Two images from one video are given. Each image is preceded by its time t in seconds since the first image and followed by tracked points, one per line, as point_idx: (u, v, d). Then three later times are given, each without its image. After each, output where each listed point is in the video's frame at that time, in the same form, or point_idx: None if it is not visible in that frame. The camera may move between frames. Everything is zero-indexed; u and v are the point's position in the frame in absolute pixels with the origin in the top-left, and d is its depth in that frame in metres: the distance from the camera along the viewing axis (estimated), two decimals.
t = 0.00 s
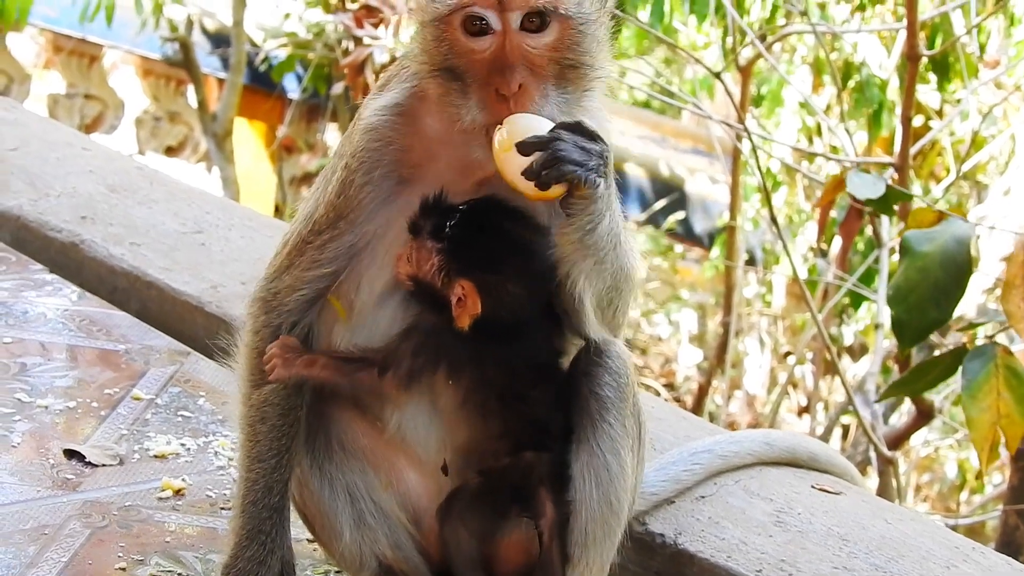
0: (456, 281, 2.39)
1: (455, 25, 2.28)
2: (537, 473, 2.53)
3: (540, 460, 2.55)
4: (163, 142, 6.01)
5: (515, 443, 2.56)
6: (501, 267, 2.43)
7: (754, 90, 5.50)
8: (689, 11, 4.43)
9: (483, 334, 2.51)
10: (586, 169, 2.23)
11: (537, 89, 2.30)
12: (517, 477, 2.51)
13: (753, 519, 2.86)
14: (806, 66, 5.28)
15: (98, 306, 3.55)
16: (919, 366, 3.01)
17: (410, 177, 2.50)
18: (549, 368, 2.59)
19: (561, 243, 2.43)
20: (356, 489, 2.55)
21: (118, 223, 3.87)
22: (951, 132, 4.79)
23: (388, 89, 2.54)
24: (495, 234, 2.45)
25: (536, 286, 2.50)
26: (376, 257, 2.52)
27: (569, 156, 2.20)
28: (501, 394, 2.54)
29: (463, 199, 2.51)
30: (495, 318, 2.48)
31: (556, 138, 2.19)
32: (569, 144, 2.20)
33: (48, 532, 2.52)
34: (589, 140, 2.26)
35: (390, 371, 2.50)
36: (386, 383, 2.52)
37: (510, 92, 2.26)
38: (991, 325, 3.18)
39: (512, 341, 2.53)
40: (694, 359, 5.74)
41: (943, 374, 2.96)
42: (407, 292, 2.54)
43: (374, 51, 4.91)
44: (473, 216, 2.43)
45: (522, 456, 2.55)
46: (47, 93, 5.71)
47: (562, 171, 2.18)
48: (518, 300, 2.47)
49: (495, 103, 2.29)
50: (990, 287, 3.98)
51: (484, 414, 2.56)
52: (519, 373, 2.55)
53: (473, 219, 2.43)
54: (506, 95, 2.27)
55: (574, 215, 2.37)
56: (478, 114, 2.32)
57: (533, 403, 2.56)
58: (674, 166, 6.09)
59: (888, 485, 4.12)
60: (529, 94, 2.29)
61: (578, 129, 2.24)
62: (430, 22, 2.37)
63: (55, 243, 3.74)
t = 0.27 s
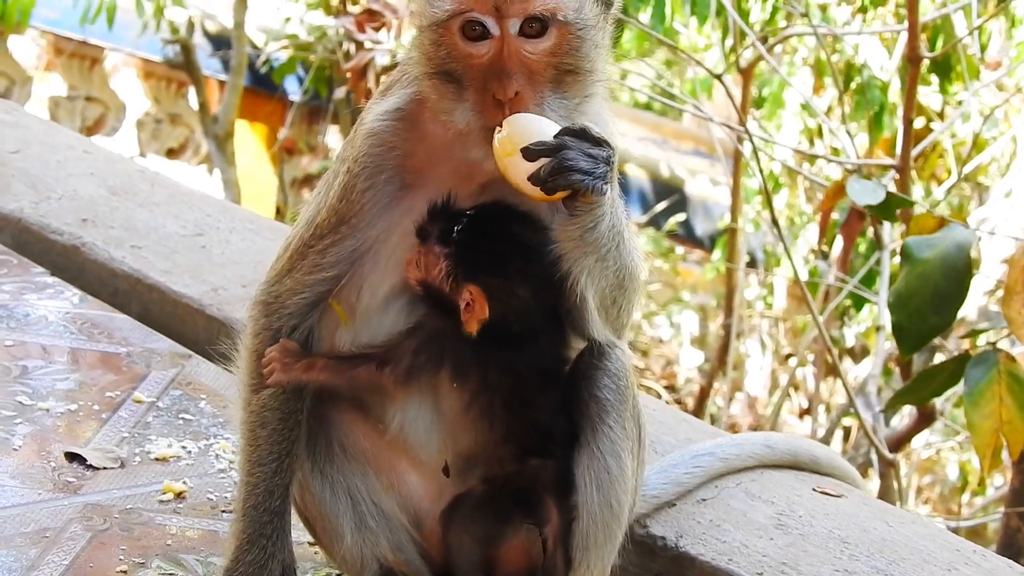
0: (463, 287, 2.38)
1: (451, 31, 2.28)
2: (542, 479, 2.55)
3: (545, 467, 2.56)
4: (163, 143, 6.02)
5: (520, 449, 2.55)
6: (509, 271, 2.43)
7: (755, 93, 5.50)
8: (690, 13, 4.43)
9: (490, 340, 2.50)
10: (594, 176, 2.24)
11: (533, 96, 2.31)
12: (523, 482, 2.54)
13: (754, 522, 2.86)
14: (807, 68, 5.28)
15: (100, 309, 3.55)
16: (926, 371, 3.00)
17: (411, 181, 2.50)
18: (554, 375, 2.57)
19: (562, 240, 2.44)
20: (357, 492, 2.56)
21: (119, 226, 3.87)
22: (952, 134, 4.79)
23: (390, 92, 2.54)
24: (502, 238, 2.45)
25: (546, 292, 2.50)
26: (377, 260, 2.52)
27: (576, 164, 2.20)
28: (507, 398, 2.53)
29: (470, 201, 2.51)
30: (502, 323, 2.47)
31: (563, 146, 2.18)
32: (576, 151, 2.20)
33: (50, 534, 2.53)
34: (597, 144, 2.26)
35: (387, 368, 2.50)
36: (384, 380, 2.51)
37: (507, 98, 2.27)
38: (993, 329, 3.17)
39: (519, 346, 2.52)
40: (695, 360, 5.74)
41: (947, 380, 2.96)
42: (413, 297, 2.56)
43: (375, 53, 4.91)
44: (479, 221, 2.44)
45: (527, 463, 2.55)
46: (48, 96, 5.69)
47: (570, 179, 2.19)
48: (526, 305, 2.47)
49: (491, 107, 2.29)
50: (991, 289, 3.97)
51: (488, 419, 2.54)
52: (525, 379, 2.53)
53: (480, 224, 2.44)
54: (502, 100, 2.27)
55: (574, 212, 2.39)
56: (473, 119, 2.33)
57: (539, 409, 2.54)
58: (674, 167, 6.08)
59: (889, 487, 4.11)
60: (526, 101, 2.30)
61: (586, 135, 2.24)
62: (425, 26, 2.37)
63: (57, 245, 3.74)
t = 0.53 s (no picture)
0: (464, 294, 2.39)
1: (451, 31, 2.28)
2: (544, 486, 2.54)
3: (547, 474, 2.56)
4: (166, 145, 5.97)
5: (521, 455, 2.56)
6: (511, 283, 2.44)
7: (757, 95, 5.50)
8: (692, 15, 4.43)
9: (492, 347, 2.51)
10: (588, 171, 2.25)
11: (534, 92, 2.30)
12: (524, 491, 2.54)
13: (755, 526, 2.86)
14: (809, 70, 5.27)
15: (101, 312, 3.55)
16: (929, 372, 2.99)
17: (414, 184, 2.50)
18: (557, 385, 2.56)
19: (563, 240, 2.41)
20: (359, 496, 2.55)
21: (121, 228, 3.87)
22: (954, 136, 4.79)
23: (394, 96, 2.54)
24: (507, 248, 2.45)
25: (547, 298, 2.50)
26: (379, 263, 2.52)
27: (570, 158, 2.21)
28: (507, 406, 2.53)
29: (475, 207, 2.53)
30: (503, 331, 2.48)
31: (558, 141, 2.18)
32: (570, 146, 2.21)
33: (51, 538, 2.53)
34: (591, 140, 2.26)
35: (386, 374, 2.49)
36: (382, 387, 2.50)
37: (507, 94, 2.25)
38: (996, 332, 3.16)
39: (520, 355, 2.52)
40: (697, 362, 5.74)
41: (948, 382, 2.96)
42: (416, 302, 2.57)
43: (378, 55, 4.91)
44: (485, 230, 2.44)
45: (529, 470, 2.56)
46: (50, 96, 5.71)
47: (564, 174, 2.19)
48: (526, 316, 2.48)
49: (492, 105, 2.28)
50: (993, 292, 3.97)
51: (490, 427, 2.55)
52: (523, 390, 2.53)
53: (485, 233, 2.44)
54: (503, 97, 2.26)
55: (573, 212, 2.35)
56: (474, 117, 2.31)
57: (540, 418, 2.54)
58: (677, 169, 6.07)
59: (891, 490, 4.11)
60: (527, 97, 2.28)
61: (579, 131, 2.25)
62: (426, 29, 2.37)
63: (58, 248, 3.75)
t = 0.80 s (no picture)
0: (462, 297, 2.40)
1: (452, 36, 2.29)
2: (540, 489, 2.54)
3: (541, 477, 2.56)
4: (169, 149, 5.96)
5: (513, 459, 2.56)
6: (506, 287, 2.46)
7: (760, 97, 5.50)
8: (694, 18, 4.44)
9: (484, 352, 2.53)
10: (582, 172, 2.23)
11: (535, 96, 2.30)
12: (522, 494, 2.53)
13: (758, 529, 2.85)
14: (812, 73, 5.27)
15: (104, 316, 3.56)
16: (928, 369, 2.99)
17: (414, 188, 2.50)
18: (545, 393, 2.58)
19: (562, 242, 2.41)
20: (360, 499, 2.55)
21: (123, 232, 3.87)
22: (957, 138, 4.79)
23: (395, 99, 2.54)
24: (507, 252, 2.47)
25: (546, 301, 2.51)
26: (379, 267, 2.52)
27: (564, 160, 2.19)
28: (494, 417, 2.54)
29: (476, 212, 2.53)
30: (498, 335, 2.49)
31: (552, 142, 2.17)
32: (565, 148, 2.19)
33: (53, 543, 2.53)
34: (586, 142, 2.25)
35: (382, 379, 2.51)
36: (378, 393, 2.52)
37: (507, 97, 2.25)
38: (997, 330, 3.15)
39: (511, 361, 2.54)
40: (700, 365, 5.73)
41: (948, 379, 2.95)
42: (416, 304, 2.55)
43: (380, 58, 4.92)
44: (484, 232, 2.45)
45: (523, 473, 2.56)
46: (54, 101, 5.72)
47: (558, 175, 2.18)
48: (523, 321, 2.49)
49: (492, 109, 2.28)
50: (996, 295, 3.96)
51: (477, 435, 2.56)
52: (513, 399, 2.54)
53: (484, 234, 2.45)
54: (504, 100, 2.26)
55: (570, 214, 2.35)
56: (474, 122, 2.31)
57: (527, 425, 2.55)
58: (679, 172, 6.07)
59: (894, 493, 4.10)
60: (528, 101, 2.28)
61: (573, 133, 2.24)
62: (428, 33, 2.36)
63: (61, 252, 3.75)
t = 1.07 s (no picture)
0: (461, 300, 2.41)
1: (456, 42, 2.30)
2: (544, 493, 2.55)
3: (545, 482, 2.56)
4: (169, 151, 5.99)
5: (517, 463, 2.56)
6: (503, 287, 2.45)
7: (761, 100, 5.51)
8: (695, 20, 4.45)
9: (483, 354, 2.53)
10: (591, 181, 2.24)
11: (539, 103, 2.30)
12: (525, 498, 2.54)
13: (760, 531, 2.86)
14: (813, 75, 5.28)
15: (106, 319, 3.56)
16: (931, 387, 3.00)
17: (417, 191, 2.51)
18: (547, 395, 2.58)
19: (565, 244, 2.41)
20: (363, 502, 2.56)
21: (125, 235, 3.88)
22: (958, 140, 4.80)
23: (398, 103, 2.54)
24: (506, 253, 2.48)
25: (547, 303, 2.51)
26: (382, 269, 2.52)
27: (573, 169, 2.19)
28: (500, 417, 2.55)
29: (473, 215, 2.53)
30: (499, 336, 2.49)
31: (562, 152, 2.17)
32: (574, 157, 2.19)
33: (56, 545, 2.53)
34: (596, 149, 2.25)
35: (387, 386, 2.51)
36: (383, 399, 2.52)
37: (511, 104, 2.25)
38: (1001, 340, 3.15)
39: (512, 363, 2.54)
40: (701, 367, 5.74)
41: (952, 397, 2.96)
42: (417, 309, 2.56)
43: (382, 62, 4.92)
44: (481, 234, 2.46)
45: (526, 478, 2.56)
46: (54, 103, 5.75)
47: (566, 184, 2.18)
48: (522, 322, 2.48)
49: (496, 115, 2.28)
50: (997, 296, 3.97)
51: (482, 439, 2.56)
52: (516, 402, 2.55)
53: (482, 237, 2.46)
54: (508, 107, 2.26)
55: (575, 216, 2.35)
56: (477, 125, 2.31)
57: (531, 428, 2.56)
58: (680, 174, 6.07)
59: (895, 494, 4.10)
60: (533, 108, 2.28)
61: (584, 140, 2.23)
62: (431, 37, 2.38)
63: (62, 255, 3.76)
